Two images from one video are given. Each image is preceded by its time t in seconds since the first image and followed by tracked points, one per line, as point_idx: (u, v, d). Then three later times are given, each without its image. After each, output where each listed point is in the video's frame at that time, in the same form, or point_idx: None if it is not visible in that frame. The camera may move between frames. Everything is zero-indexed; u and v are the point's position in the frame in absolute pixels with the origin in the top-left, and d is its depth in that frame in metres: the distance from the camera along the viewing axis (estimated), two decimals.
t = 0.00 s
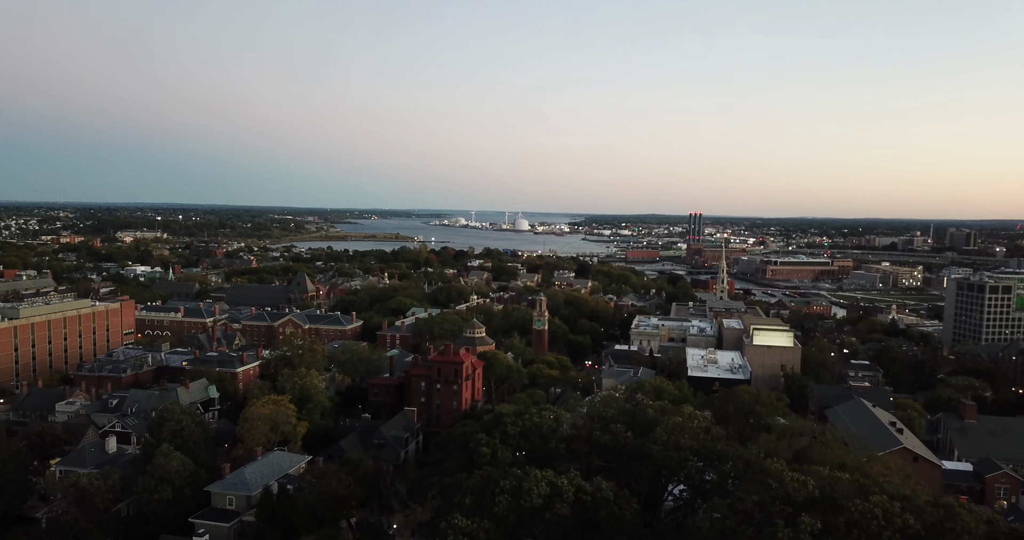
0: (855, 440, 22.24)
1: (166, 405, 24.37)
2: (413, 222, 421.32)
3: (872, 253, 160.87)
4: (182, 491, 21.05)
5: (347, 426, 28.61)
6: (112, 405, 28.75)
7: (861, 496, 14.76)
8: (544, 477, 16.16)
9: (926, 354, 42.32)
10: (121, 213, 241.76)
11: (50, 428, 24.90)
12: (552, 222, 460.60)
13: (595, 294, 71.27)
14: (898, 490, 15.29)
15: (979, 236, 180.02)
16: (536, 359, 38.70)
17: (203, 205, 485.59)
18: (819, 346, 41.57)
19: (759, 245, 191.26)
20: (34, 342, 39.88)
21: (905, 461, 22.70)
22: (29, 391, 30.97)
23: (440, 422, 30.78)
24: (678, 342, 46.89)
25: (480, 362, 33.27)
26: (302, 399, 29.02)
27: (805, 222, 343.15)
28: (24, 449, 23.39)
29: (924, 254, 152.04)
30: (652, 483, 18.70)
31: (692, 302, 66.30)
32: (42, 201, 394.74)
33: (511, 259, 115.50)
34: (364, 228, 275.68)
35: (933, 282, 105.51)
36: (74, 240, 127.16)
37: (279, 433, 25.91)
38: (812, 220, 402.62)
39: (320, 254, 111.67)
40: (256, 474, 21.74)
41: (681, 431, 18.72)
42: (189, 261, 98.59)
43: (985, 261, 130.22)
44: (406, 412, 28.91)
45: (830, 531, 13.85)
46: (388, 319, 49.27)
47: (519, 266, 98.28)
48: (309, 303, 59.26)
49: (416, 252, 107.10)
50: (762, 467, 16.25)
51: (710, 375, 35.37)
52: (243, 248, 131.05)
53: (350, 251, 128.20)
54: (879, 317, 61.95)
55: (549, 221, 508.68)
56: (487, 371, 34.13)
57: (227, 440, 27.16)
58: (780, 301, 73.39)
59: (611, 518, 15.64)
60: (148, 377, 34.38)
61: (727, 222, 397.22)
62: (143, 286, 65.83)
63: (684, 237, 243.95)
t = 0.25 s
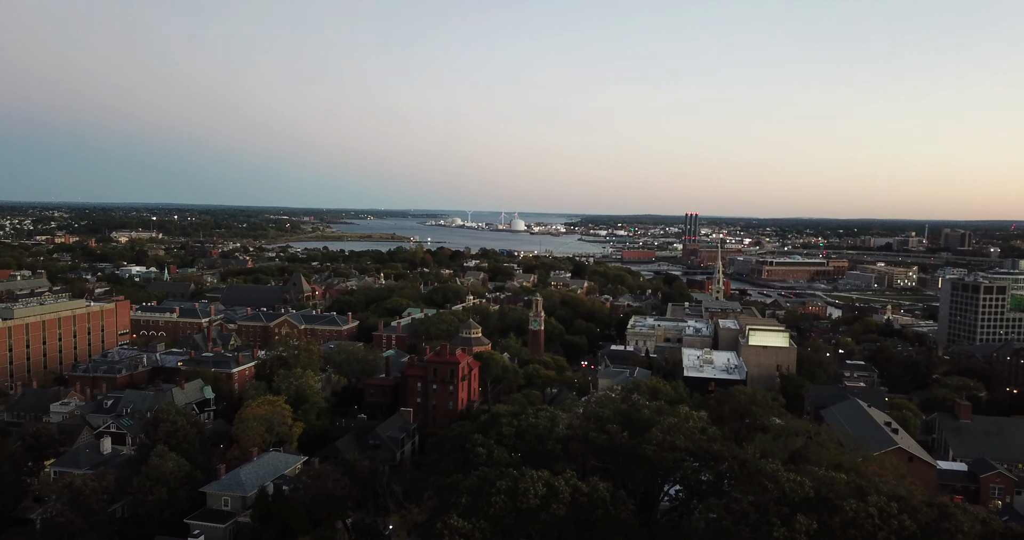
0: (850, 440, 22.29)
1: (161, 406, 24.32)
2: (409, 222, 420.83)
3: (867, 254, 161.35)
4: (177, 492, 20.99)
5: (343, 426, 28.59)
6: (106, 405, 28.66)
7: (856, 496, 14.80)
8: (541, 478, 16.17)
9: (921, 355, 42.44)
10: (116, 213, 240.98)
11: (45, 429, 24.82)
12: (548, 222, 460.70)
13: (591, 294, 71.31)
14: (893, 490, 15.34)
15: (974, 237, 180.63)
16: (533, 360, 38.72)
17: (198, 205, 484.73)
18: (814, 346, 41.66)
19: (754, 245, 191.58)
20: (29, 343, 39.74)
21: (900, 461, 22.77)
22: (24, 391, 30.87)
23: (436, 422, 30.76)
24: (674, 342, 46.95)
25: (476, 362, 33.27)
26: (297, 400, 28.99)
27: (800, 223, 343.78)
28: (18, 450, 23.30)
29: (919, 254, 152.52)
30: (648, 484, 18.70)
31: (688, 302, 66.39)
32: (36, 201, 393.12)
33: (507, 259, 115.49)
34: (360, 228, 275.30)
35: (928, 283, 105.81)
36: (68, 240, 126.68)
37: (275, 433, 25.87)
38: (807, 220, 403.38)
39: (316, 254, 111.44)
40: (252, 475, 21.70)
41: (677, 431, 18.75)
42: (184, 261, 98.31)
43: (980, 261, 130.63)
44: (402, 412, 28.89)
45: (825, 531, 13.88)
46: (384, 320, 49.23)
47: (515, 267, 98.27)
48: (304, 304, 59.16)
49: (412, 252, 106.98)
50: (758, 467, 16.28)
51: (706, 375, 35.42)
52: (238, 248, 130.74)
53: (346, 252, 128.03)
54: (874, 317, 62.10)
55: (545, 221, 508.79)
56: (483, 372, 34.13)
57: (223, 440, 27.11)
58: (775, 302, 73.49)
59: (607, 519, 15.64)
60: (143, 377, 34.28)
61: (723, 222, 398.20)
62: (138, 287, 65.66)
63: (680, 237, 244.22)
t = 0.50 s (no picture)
0: (845, 440, 22.34)
1: (157, 407, 24.28)
2: (406, 222, 420.49)
3: (863, 254, 161.87)
4: (172, 492, 20.94)
5: (340, 427, 28.53)
6: (102, 406, 28.58)
7: (853, 496, 14.82)
8: (537, 478, 16.17)
9: (916, 355, 42.56)
10: (111, 213, 240.49)
11: (40, 429, 24.74)
12: (544, 222, 460.84)
13: (588, 294, 71.33)
14: (889, 490, 15.36)
15: (969, 237, 181.11)
16: (529, 360, 38.72)
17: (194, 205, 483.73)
18: (811, 346, 41.71)
19: (750, 245, 191.98)
20: (23, 343, 39.59)
21: (896, 462, 22.79)
22: (19, 392, 30.76)
23: (432, 422, 30.73)
24: (670, 342, 46.97)
25: (472, 362, 33.27)
26: (294, 400, 28.96)
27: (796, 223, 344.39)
28: (13, 451, 23.22)
29: (915, 254, 152.92)
30: (644, 484, 18.70)
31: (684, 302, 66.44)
32: (31, 201, 392.26)
33: (503, 259, 115.43)
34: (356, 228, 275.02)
35: (923, 283, 106.03)
36: (63, 241, 126.30)
37: (271, 434, 25.82)
38: (803, 221, 404.25)
39: (312, 255, 111.20)
40: (248, 475, 21.66)
41: (673, 431, 18.78)
42: (180, 261, 98.05)
43: (975, 262, 131.00)
44: (398, 413, 28.86)
45: (822, 531, 13.91)
46: (381, 320, 49.18)
47: (511, 267, 98.23)
48: (300, 304, 59.05)
49: (408, 252, 106.82)
50: (754, 467, 16.27)
51: (702, 375, 35.46)
52: (234, 248, 130.49)
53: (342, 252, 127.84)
54: (870, 317, 62.16)
55: (542, 221, 509.04)
56: (480, 371, 34.12)
57: (219, 441, 27.07)
58: (771, 302, 73.65)
59: (603, 519, 15.65)
60: (139, 378, 34.20)
61: (719, 223, 398.71)
62: (133, 287, 65.52)
63: (676, 237, 244.52)
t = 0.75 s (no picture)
0: (841, 441, 22.38)
1: (152, 408, 24.19)
2: (402, 222, 420.13)
3: (859, 254, 162.29)
4: (168, 493, 20.86)
5: (336, 428, 28.48)
6: (97, 406, 28.48)
7: (848, 496, 14.86)
8: (533, 479, 16.17)
9: (911, 355, 42.67)
10: (107, 213, 240.01)
11: (35, 430, 24.65)
12: (541, 222, 460.94)
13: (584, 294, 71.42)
14: (885, 490, 15.41)
15: (964, 238, 181.71)
16: (525, 360, 38.73)
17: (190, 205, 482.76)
18: (806, 346, 41.80)
19: (746, 246, 192.48)
20: (18, 343, 39.45)
21: (892, 461, 22.85)
22: (13, 392, 30.64)
23: (429, 423, 30.72)
24: (666, 342, 47.04)
25: (468, 363, 33.27)
26: (290, 400, 28.90)
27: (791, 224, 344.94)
28: (7, 452, 23.12)
29: (910, 255, 153.33)
30: (641, 484, 18.71)
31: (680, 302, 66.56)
32: (26, 200, 390.96)
33: (500, 259, 115.41)
34: (352, 228, 274.68)
35: (918, 283, 106.31)
36: (58, 241, 125.93)
37: (267, 434, 25.76)
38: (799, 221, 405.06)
39: (308, 255, 111.03)
40: (243, 476, 21.60)
41: (669, 432, 18.79)
42: (176, 262, 97.82)
43: (970, 262, 131.40)
44: (394, 413, 28.83)
45: (818, 531, 13.93)
46: (377, 320, 49.14)
47: (507, 267, 98.20)
48: (297, 304, 58.97)
49: (404, 253, 106.67)
50: (750, 467, 16.26)
51: (698, 376, 35.51)
52: (230, 248, 130.22)
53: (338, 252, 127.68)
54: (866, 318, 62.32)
55: (538, 222, 509.11)
56: (476, 372, 34.11)
57: (215, 441, 26.99)
58: (767, 302, 73.75)
59: (600, 519, 15.65)
60: (134, 378, 34.10)
61: (715, 223, 399.24)
62: (129, 287, 65.38)
63: (672, 238, 244.76)
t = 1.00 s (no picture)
0: (837, 440, 22.43)
1: (148, 408, 24.13)
2: (398, 222, 419.87)
3: (855, 254, 162.74)
4: (163, 494, 20.81)
5: (332, 428, 28.44)
6: (92, 407, 28.40)
7: (844, 495, 14.90)
8: (530, 479, 16.19)
9: (907, 355, 42.78)
10: (102, 213, 239.81)
11: (29, 431, 24.56)
12: (537, 222, 461.08)
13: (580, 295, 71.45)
14: (880, 489, 15.45)
15: (960, 238, 182.26)
16: (522, 360, 38.73)
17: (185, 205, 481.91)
18: (802, 346, 41.89)
19: (742, 246, 193.18)
20: (13, 343, 39.35)
21: (887, 461, 22.91)
22: (8, 393, 30.55)
23: (425, 423, 30.70)
24: (663, 342, 47.09)
25: (465, 363, 33.26)
26: (286, 401, 28.85)
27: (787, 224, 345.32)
28: (2, 453, 23.04)
29: (905, 256, 153.69)
30: (637, 484, 18.72)
31: (676, 303, 66.64)
32: (21, 200, 389.85)
33: (496, 259, 115.42)
34: (348, 229, 274.45)
35: (914, 284, 106.56)
36: (53, 241, 125.59)
37: (263, 435, 25.71)
38: (795, 221, 405.83)
39: (304, 255, 110.89)
40: (239, 477, 21.56)
41: (666, 432, 18.82)
42: (171, 262, 97.65)
43: (965, 262, 131.77)
44: (390, 413, 28.81)
45: (813, 531, 13.97)
46: (373, 321, 49.09)
47: (504, 267, 98.19)
48: (293, 305, 58.90)
49: (401, 253, 106.55)
50: (746, 467, 16.29)
51: (694, 376, 35.56)
52: (226, 248, 130.03)
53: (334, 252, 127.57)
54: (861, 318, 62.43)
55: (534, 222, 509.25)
56: (472, 372, 34.12)
57: (210, 442, 26.94)
58: (763, 302, 73.86)
59: (596, 519, 15.67)
60: (129, 379, 34.03)
61: (712, 223, 399.00)
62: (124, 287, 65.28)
63: (668, 238, 245.11)
